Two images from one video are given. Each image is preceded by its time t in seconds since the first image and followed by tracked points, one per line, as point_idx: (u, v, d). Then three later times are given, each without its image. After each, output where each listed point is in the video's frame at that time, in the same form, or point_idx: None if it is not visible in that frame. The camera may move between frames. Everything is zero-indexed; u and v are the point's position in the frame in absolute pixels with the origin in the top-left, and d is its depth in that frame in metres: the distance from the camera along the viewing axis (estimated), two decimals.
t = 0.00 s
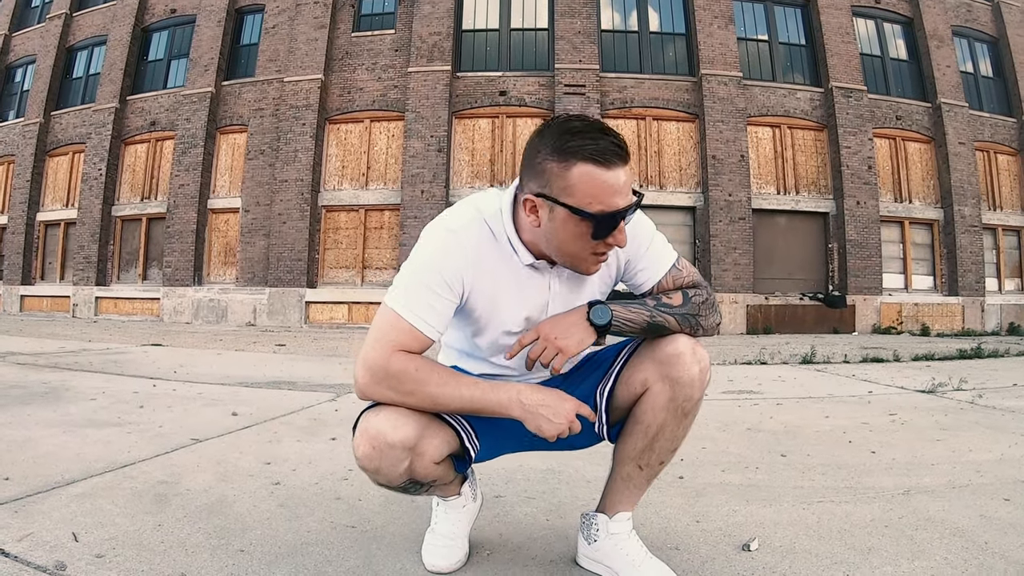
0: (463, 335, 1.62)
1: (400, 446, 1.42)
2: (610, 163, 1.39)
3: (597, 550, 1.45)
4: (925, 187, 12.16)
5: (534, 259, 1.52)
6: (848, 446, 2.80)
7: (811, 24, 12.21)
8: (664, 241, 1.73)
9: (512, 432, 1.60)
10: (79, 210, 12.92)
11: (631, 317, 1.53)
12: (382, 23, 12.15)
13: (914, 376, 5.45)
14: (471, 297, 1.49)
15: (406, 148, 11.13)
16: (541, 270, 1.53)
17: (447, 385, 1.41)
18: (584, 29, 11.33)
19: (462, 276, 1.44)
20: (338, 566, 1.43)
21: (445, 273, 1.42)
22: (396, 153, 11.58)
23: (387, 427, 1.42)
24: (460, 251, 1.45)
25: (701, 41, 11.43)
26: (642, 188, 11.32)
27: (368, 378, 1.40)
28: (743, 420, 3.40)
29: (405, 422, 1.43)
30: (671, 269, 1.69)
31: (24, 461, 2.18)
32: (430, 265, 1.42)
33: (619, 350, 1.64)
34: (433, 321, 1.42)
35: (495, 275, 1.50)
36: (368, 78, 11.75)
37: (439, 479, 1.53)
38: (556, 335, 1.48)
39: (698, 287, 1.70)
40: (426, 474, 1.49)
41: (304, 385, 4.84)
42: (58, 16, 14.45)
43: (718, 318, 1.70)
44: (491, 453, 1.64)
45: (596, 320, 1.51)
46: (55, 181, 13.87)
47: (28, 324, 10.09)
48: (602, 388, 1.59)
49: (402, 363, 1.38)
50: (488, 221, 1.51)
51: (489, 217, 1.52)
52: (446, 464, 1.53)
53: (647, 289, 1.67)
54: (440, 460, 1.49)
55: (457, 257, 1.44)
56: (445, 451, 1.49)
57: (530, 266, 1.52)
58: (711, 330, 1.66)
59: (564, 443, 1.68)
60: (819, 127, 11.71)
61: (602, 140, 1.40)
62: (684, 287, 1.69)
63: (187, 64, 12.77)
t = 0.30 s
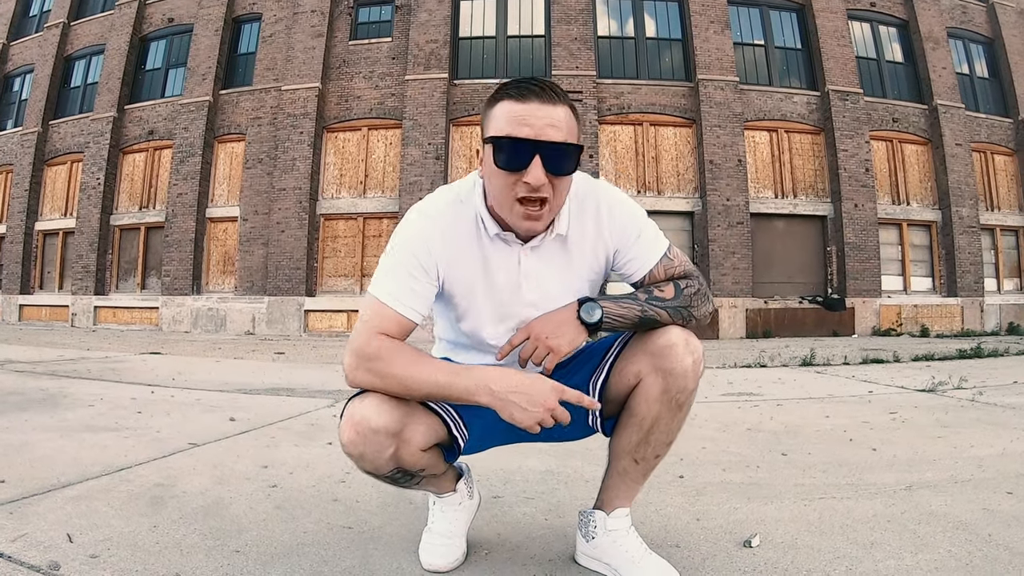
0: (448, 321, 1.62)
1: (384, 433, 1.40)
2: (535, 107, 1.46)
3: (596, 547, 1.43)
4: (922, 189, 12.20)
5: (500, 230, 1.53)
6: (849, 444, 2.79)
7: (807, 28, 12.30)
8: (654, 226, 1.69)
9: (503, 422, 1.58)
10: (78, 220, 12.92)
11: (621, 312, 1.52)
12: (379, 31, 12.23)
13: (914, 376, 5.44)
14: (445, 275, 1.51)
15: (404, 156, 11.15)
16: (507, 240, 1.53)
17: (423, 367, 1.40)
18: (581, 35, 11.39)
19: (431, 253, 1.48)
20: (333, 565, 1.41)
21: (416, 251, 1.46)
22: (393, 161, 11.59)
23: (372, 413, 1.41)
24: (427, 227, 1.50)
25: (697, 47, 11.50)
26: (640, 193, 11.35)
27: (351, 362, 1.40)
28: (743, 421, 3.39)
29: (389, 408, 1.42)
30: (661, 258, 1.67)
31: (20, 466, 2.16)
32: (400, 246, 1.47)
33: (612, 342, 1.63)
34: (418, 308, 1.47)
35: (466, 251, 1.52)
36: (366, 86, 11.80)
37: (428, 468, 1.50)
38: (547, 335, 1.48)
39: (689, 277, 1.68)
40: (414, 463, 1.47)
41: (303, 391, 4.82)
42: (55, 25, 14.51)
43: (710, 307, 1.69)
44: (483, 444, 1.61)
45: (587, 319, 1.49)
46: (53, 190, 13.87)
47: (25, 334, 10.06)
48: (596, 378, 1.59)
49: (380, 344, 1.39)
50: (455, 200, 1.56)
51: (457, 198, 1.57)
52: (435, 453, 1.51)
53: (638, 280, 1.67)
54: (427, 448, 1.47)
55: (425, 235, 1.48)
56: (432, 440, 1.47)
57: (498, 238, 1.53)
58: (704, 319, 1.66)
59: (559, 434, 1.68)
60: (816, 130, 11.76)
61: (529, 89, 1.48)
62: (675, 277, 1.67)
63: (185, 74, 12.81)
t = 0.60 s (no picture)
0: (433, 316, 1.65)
1: (379, 428, 1.40)
2: (503, 102, 1.46)
3: (595, 543, 1.41)
4: (920, 191, 12.23)
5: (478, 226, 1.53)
6: (851, 441, 2.77)
7: (803, 33, 12.39)
8: (638, 214, 1.66)
9: (500, 421, 1.58)
10: (77, 230, 12.94)
11: (611, 307, 1.50)
12: (377, 40, 12.32)
13: (915, 376, 5.43)
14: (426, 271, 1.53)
15: (403, 165, 11.19)
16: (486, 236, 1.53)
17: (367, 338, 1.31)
18: (578, 42, 11.47)
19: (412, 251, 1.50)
20: (330, 563, 1.40)
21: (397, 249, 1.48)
22: (392, 170, 11.63)
23: (365, 409, 1.40)
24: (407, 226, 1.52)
25: (694, 53, 11.58)
26: (638, 199, 11.39)
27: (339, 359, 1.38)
28: (744, 422, 3.38)
29: (383, 405, 1.41)
30: (648, 247, 1.63)
31: (16, 469, 2.14)
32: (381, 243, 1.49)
33: (604, 336, 1.61)
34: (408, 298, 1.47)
35: (446, 248, 1.54)
36: (364, 95, 11.86)
37: (425, 464, 1.50)
38: (536, 335, 1.45)
39: (677, 265, 1.65)
40: (410, 459, 1.47)
41: (302, 398, 4.79)
42: (54, 36, 14.60)
43: (702, 294, 1.67)
44: (480, 443, 1.60)
45: (576, 316, 1.47)
46: (53, 201, 13.90)
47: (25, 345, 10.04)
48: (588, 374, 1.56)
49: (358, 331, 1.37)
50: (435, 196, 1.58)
51: (436, 193, 1.58)
52: (430, 449, 1.50)
53: (626, 271, 1.63)
54: (423, 444, 1.47)
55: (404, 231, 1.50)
56: (429, 436, 1.47)
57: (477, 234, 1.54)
58: (695, 306, 1.63)
59: (555, 430, 1.67)
60: (813, 135, 11.81)
61: (498, 84, 1.49)
62: (663, 265, 1.64)
63: (183, 84, 12.87)
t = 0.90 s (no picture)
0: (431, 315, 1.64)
1: (378, 421, 1.40)
2: (504, 106, 1.47)
3: (596, 536, 1.41)
4: (920, 194, 12.25)
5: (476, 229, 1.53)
6: (852, 439, 2.77)
7: (800, 36, 12.45)
8: (633, 211, 1.68)
9: (500, 413, 1.56)
10: (77, 237, 12.97)
11: (607, 295, 1.50)
12: (376, 47, 12.39)
13: (916, 376, 5.43)
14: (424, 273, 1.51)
15: (403, 171, 11.22)
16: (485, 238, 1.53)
17: (418, 343, 1.39)
18: (577, 48, 11.54)
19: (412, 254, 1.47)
20: (330, 559, 1.40)
21: (396, 249, 1.44)
22: (392, 176, 11.67)
23: (364, 402, 1.41)
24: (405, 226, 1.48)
25: (692, 57, 11.63)
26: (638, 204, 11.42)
27: (340, 356, 1.39)
28: (745, 422, 3.37)
29: (382, 396, 1.42)
30: (643, 239, 1.65)
31: (18, 470, 2.14)
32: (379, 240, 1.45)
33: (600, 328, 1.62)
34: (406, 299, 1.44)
35: (447, 249, 1.53)
36: (364, 102, 11.91)
37: (424, 458, 1.50)
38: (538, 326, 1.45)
39: (672, 255, 1.67)
40: (409, 453, 1.47)
41: (302, 402, 4.78)
42: (53, 44, 14.68)
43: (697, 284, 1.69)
44: (478, 439, 1.59)
45: (573, 302, 1.47)
46: (53, 208, 13.94)
47: (25, 352, 10.04)
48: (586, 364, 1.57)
49: (367, 333, 1.38)
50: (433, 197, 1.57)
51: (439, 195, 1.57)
52: (430, 443, 1.50)
53: (621, 264, 1.64)
54: (423, 438, 1.47)
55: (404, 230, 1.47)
56: (428, 429, 1.47)
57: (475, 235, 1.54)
58: (690, 296, 1.65)
59: (555, 424, 1.67)
60: (811, 139, 11.86)
61: (499, 89, 1.49)
62: (658, 256, 1.65)
63: (183, 91, 12.93)
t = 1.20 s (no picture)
0: (442, 291, 1.64)
1: (379, 397, 1.41)
2: (539, 76, 1.47)
3: (597, 523, 1.41)
4: (920, 194, 12.24)
5: (499, 198, 1.54)
6: (854, 433, 2.76)
7: (800, 37, 12.46)
8: (642, 189, 1.70)
9: (499, 393, 1.56)
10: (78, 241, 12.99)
11: (608, 276, 1.51)
12: (377, 50, 12.43)
13: (918, 375, 5.41)
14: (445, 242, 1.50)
15: (404, 174, 11.24)
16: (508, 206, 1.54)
17: (429, 322, 1.40)
18: (577, 50, 11.57)
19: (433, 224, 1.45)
20: (329, 548, 1.39)
21: (419, 221, 1.43)
22: (393, 179, 11.69)
23: (366, 378, 1.41)
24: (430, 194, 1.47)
25: (692, 59, 11.65)
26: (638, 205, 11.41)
27: (342, 335, 1.39)
28: (746, 419, 3.36)
29: (383, 372, 1.42)
30: (650, 221, 1.67)
31: (17, 465, 2.14)
32: (401, 212, 1.44)
33: (603, 307, 1.63)
34: (412, 280, 1.42)
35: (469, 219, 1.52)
36: (364, 105, 11.94)
37: (424, 438, 1.50)
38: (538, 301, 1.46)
39: (678, 240, 1.68)
40: (410, 431, 1.47)
41: (302, 402, 4.77)
42: (55, 49, 14.75)
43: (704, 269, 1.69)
44: (478, 419, 1.59)
45: (569, 282, 1.46)
46: (54, 212, 13.97)
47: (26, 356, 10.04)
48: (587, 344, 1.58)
49: (375, 314, 1.36)
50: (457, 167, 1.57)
51: (460, 168, 1.57)
52: (430, 422, 1.50)
53: (628, 244, 1.68)
54: (423, 416, 1.47)
55: (428, 203, 1.46)
56: (428, 408, 1.47)
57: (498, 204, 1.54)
58: (695, 282, 1.64)
59: (556, 407, 1.67)
60: (812, 140, 11.86)
61: (532, 59, 1.51)
62: (664, 240, 1.67)
63: (184, 95, 12.96)
